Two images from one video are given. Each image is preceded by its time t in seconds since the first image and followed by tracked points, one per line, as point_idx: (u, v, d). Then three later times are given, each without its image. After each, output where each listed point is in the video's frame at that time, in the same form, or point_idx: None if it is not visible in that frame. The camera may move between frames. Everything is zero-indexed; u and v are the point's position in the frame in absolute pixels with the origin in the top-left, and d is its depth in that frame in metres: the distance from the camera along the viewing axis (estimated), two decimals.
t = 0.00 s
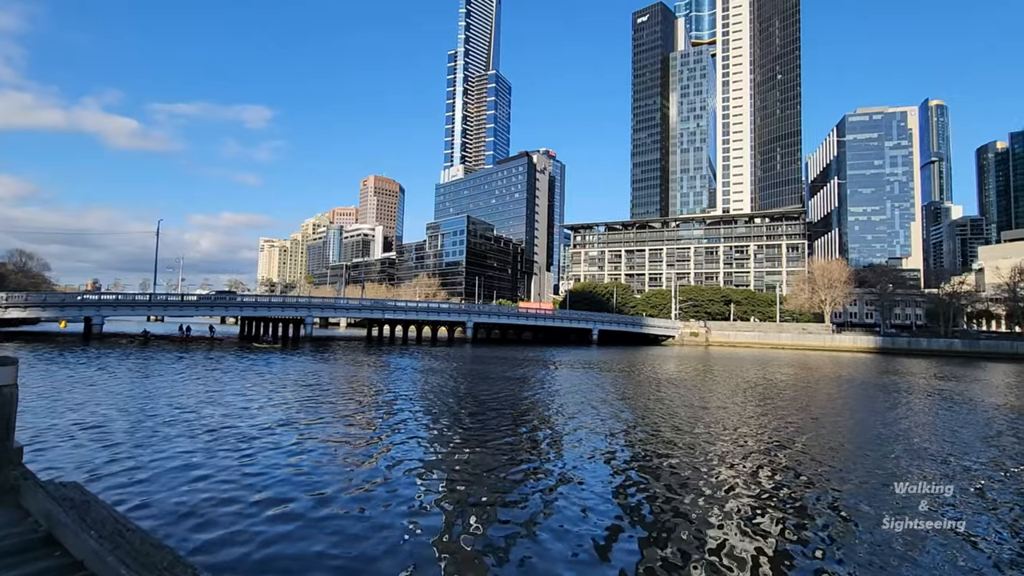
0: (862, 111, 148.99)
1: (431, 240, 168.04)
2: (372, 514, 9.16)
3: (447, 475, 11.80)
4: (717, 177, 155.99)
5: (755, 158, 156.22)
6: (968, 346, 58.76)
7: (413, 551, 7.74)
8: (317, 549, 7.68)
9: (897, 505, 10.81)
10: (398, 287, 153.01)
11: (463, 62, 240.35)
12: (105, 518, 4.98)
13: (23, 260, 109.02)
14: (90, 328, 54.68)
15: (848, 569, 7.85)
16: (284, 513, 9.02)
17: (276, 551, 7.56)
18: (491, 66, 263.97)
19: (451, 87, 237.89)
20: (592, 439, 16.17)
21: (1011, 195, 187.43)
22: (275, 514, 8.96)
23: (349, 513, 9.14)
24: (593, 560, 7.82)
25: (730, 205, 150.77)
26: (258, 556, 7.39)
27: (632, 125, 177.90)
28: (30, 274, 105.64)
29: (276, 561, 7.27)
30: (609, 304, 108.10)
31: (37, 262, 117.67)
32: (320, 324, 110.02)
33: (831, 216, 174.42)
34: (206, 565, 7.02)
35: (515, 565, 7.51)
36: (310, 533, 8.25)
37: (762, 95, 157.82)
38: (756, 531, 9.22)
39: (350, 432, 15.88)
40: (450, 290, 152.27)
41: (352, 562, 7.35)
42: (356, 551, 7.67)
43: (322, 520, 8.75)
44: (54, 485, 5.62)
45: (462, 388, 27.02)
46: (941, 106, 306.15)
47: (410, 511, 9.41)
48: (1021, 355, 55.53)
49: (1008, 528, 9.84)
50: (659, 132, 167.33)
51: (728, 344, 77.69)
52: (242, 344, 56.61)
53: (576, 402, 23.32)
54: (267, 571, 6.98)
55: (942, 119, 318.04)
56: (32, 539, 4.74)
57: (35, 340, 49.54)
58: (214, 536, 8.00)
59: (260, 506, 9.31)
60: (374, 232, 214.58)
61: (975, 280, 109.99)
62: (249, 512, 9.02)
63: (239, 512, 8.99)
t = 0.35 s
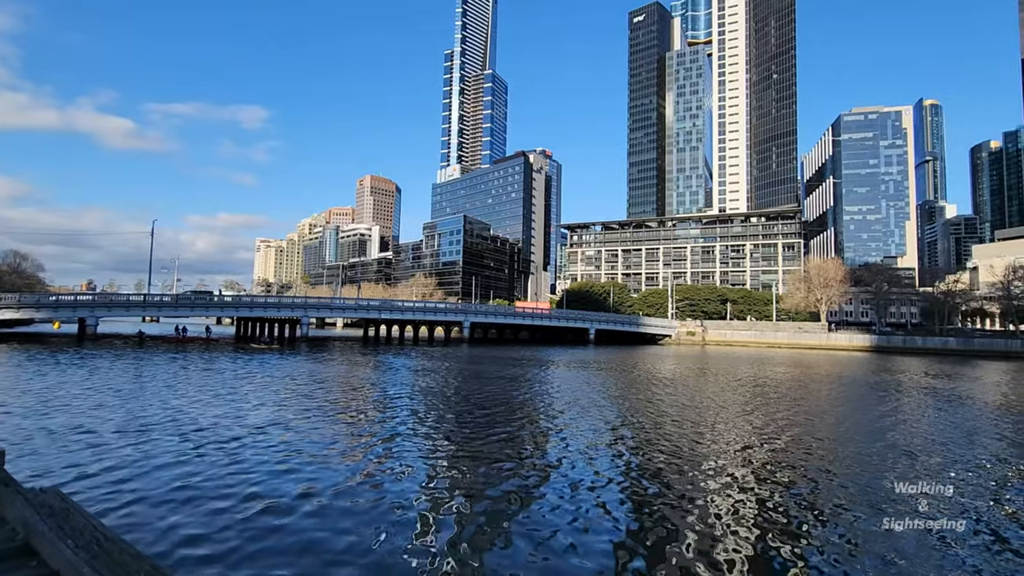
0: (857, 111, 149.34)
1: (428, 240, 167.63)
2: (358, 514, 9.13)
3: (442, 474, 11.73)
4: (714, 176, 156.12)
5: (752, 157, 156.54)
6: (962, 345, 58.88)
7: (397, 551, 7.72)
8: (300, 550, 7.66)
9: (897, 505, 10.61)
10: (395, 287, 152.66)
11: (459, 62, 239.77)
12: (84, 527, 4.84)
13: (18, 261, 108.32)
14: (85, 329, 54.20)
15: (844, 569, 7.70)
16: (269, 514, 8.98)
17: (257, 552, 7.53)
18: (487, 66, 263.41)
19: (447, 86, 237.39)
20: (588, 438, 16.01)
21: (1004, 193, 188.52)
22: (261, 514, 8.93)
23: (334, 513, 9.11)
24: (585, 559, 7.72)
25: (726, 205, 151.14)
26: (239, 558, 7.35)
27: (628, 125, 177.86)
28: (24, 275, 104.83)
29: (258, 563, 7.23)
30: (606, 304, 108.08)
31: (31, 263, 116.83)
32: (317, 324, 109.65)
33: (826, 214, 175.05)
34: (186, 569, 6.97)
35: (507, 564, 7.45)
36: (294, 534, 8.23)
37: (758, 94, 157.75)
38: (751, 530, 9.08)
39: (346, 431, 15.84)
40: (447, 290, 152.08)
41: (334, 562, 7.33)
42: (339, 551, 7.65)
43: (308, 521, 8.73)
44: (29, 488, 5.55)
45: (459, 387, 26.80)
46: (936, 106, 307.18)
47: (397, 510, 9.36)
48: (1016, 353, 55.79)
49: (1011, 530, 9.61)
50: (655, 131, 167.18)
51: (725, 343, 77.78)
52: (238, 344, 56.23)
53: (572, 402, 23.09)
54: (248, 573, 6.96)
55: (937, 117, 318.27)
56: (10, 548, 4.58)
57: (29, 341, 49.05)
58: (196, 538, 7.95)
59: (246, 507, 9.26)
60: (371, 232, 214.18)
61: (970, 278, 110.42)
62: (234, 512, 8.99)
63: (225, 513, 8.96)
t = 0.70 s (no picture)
0: (855, 109, 149.27)
1: (426, 238, 167.34)
2: (355, 513, 9.07)
3: (443, 474, 11.58)
4: (712, 174, 156.06)
5: (750, 155, 156.57)
6: (959, 343, 58.97)
7: (394, 552, 7.60)
8: (292, 552, 7.56)
9: (898, 506, 10.49)
10: (393, 285, 152.35)
11: (457, 60, 239.18)
12: (73, 528, 4.80)
13: (14, 260, 107.76)
14: (80, 328, 53.90)
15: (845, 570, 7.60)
16: (264, 513, 8.95)
17: (247, 553, 7.46)
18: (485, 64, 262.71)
19: (445, 85, 236.82)
20: (586, 437, 15.90)
21: (1001, 191, 188.85)
22: (255, 515, 8.86)
23: (330, 512, 9.05)
24: (587, 560, 7.61)
25: (724, 203, 151.26)
26: (230, 559, 7.28)
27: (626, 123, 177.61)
28: (20, 274, 104.29)
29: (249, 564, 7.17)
30: (604, 302, 108.04)
31: (28, 262, 116.26)
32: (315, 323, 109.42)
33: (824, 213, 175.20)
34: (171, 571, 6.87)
35: (502, 560, 7.46)
36: (290, 534, 8.17)
37: (756, 93, 157.63)
38: (752, 530, 8.98)
39: (345, 430, 15.71)
40: (445, 288, 151.90)
41: (327, 560, 7.29)
42: (331, 551, 7.59)
43: (302, 520, 8.68)
44: (14, 491, 5.43)
45: (457, 387, 26.57)
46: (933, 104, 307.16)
47: (394, 510, 9.27)
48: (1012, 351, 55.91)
49: (1012, 530, 9.52)
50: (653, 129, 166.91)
51: (723, 342, 77.86)
52: (235, 343, 55.98)
53: (572, 401, 22.94)
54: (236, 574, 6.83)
55: (935, 115, 318.08)
56: None
57: (24, 341, 48.76)
58: (186, 540, 7.85)
59: (239, 507, 9.18)
60: (368, 230, 213.78)
61: (967, 276, 110.64)
62: (228, 512, 8.92)
63: (216, 514, 8.87)
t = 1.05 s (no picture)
0: (854, 108, 149.35)
1: (425, 236, 167.21)
2: (348, 510, 9.10)
3: (439, 472, 11.59)
4: (710, 173, 156.14)
5: (748, 154, 156.71)
6: (957, 341, 59.08)
7: (388, 549, 7.62)
8: (286, 548, 7.58)
9: (897, 505, 10.42)
10: (392, 284, 152.31)
11: (455, 58, 238.83)
12: (62, 528, 4.79)
13: (11, 258, 107.48)
14: (79, 326, 53.87)
15: (842, 570, 7.54)
16: (256, 508, 9.00)
17: (237, 547, 7.51)
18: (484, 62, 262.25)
19: (444, 83, 236.43)
20: (586, 436, 15.84)
21: (999, 190, 189.20)
22: (246, 510, 8.90)
23: (322, 508, 9.09)
24: (580, 558, 7.60)
25: (723, 202, 151.39)
26: (219, 553, 7.32)
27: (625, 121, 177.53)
28: (18, 272, 104.05)
29: (239, 558, 7.19)
30: (603, 301, 108.12)
31: (25, 260, 116.01)
32: (313, 321, 109.35)
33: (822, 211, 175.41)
34: (159, 567, 6.84)
35: (501, 557, 7.50)
36: (281, 529, 8.20)
37: (754, 91, 157.72)
38: (748, 529, 8.93)
39: (343, 428, 15.73)
40: (444, 286, 151.91)
41: (317, 556, 7.34)
42: (321, 547, 7.60)
43: (294, 516, 8.73)
44: (7, 489, 5.43)
45: (454, 385, 26.55)
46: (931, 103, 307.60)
47: (387, 507, 9.31)
48: (1009, 349, 56.02)
49: (1012, 530, 9.43)
50: (652, 128, 166.84)
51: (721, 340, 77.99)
52: (234, 341, 55.85)
53: (572, 400, 22.86)
54: (223, 572, 6.82)
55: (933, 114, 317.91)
56: None
57: (22, 339, 48.67)
58: (180, 536, 7.87)
59: (230, 503, 9.22)
60: (367, 228, 213.61)
61: (965, 275, 110.87)
62: (225, 508, 8.96)
63: (206, 509, 8.92)
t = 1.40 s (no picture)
0: (854, 107, 149.11)
1: (425, 235, 167.13)
2: (342, 509, 9.07)
3: (438, 471, 11.53)
4: (711, 172, 155.88)
5: (749, 153, 156.50)
6: (956, 340, 59.04)
7: (389, 546, 7.70)
8: (288, 545, 7.63)
9: (898, 505, 10.35)
10: (392, 283, 152.23)
11: (456, 57, 238.52)
12: (61, 528, 4.77)
13: (11, 258, 107.38)
14: (79, 325, 53.79)
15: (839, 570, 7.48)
16: (250, 507, 8.99)
17: (227, 547, 7.49)
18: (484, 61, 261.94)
19: (444, 82, 236.15)
20: (589, 435, 15.78)
21: (1000, 189, 188.88)
22: (239, 509, 8.89)
23: (317, 507, 9.06)
24: (578, 559, 7.50)
25: (723, 201, 151.17)
26: (208, 553, 7.30)
27: (625, 120, 177.20)
28: (18, 271, 104.07)
29: (228, 558, 7.18)
30: (603, 300, 107.99)
31: (26, 259, 115.95)
32: (313, 320, 109.26)
33: (823, 210, 175.18)
34: (150, 567, 6.83)
35: (502, 554, 7.54)
36: (275, 528, 8.19)
37: (755, 90, 157.53)
38: (746, 529, 8.86)
39: (343, 428, 15.69)
40: (444, 286, 151.88)
41: (318, 553, 7.39)
42: (314, 547, 7.56)
43: (289, 515, 8.72)
44: (5, 487, 5.42)
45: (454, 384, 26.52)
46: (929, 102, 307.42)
47: (383, 506, 9.27)
48: (1009, 348, 55.99)
49: (1014, 530, 9.34)
50: (652, 127, 166.63)
51: (721, 339, 77.95)
52: (234, 341, 55.69)
53: (573, 399, 22.78)
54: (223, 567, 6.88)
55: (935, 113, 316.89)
56: None
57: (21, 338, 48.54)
58: (185, 532, 7.93)
59: (227, 501, 9.28)
60: (367, 227, 213.60)
61: (965, 274, 110.74)
62: (229, 506, 9.01)
63: (199, 507, 8.91)
